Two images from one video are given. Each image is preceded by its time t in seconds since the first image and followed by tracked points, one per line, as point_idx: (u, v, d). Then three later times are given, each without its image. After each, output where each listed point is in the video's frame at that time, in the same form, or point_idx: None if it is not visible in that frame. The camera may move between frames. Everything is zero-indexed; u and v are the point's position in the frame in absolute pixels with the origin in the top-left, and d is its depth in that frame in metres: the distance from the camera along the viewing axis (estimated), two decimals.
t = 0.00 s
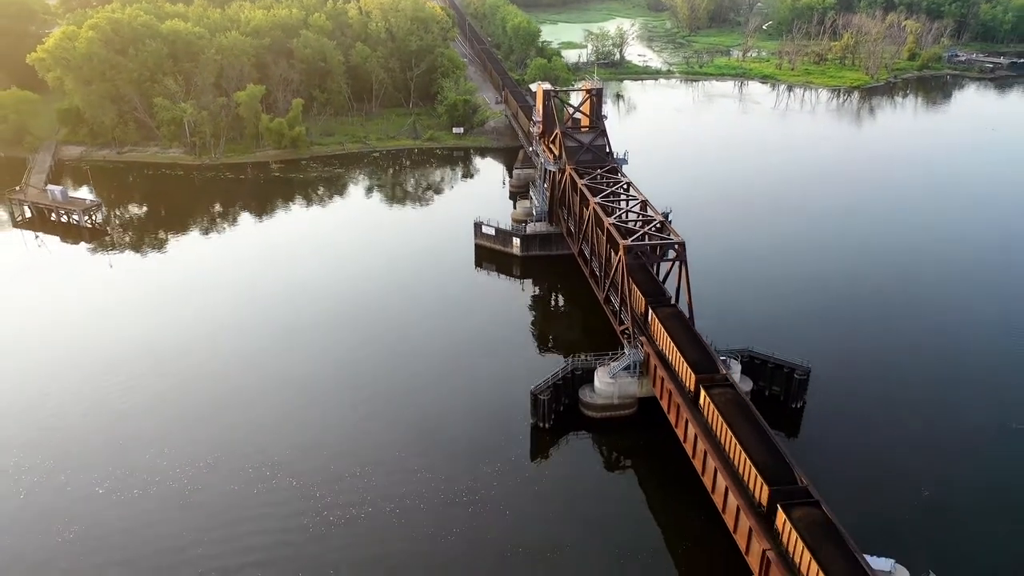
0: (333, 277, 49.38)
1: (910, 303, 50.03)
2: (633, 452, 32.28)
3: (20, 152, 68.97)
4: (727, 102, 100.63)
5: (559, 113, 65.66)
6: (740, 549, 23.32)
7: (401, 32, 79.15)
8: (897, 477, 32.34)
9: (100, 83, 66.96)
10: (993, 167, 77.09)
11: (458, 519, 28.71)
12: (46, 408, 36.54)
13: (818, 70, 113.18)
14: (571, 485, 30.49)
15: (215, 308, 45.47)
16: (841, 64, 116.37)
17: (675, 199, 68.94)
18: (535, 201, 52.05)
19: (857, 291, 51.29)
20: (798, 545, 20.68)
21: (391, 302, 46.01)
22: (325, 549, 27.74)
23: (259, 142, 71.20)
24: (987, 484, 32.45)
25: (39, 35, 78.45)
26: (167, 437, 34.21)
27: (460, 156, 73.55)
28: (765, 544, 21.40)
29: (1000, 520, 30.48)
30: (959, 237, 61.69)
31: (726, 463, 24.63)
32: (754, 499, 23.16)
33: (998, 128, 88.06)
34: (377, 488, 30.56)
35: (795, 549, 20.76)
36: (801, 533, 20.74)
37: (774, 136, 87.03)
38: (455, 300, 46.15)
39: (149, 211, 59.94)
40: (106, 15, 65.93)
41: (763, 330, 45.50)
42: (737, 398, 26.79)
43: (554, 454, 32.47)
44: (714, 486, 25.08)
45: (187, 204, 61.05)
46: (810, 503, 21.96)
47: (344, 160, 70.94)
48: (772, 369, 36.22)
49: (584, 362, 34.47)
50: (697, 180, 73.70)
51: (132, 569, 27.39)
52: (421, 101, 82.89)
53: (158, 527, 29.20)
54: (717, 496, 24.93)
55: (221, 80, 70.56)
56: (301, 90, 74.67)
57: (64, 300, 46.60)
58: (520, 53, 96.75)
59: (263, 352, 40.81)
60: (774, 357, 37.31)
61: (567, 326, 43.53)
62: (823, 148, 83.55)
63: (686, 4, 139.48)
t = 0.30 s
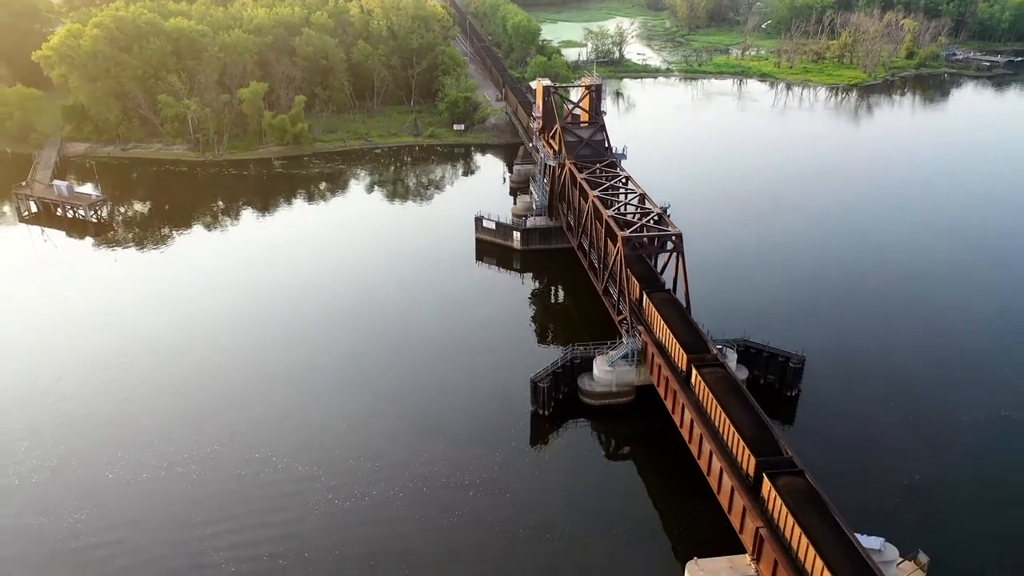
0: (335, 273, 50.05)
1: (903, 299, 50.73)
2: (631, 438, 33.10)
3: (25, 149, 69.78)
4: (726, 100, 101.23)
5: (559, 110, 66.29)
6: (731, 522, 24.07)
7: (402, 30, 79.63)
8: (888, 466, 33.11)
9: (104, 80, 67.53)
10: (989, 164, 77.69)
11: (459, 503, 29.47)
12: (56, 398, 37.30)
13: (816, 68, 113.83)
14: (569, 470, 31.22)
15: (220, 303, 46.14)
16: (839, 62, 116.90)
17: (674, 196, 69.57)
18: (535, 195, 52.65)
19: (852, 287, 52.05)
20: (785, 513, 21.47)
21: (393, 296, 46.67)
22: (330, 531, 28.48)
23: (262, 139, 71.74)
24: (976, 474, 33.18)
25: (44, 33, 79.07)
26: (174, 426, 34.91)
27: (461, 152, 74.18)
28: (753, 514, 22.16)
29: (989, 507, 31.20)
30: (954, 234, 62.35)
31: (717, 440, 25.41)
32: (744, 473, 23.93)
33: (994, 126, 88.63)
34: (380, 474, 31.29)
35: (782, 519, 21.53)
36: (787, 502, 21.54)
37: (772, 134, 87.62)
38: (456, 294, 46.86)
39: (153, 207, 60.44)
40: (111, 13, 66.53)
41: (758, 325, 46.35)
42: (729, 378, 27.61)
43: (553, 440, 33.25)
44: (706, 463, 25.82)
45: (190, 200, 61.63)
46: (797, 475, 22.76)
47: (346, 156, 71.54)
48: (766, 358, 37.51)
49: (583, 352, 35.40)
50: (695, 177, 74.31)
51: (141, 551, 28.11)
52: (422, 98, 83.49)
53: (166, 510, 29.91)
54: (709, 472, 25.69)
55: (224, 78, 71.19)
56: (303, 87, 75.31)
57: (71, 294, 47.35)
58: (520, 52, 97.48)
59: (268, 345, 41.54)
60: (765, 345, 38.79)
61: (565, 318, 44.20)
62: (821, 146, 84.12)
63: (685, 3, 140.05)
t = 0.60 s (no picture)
0: (338, 268, 50.71)
1: (899, 293, 51.42)
2: (628, 426, 33.93)
3: (30, 146, 70.42)
4: (725, 97, 101.82)
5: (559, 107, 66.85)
6: (725, 503, 24.67)
7: (403, 28, 80.11)
8: (881, 454, 33.81)
9: (108, 78, 68.05)
10: (985, 161, 78.30)
11: (462, 487, 30.12)
12: (65, 387, 37.93)
13: (814, 66, 114.45)
14: (569, 457, 31.92)
15: (224, 297, 46.78)
16: (837, 61, 117.46)
17: (673, 193, 70.22)
18: (535, 190, 53.24)
19: (848, 282, 52.76)
20: (775, 489, 22.10)
21: (395, 290, 47.29)
22: (335, 515, 29.11)
23: (264, 135, 72.30)
24: (967, 461, 33.90)
25: (48, 32, 79.57)
26: (182, 415, 35.55)
27: (461, 149, 74.82)
28: (746, 492, 22.79)
29: (980, 491, 31.90)
30: (950, 229, 63.03)
31: (711, 420, 26.17)
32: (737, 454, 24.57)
33: (991, 123, 89.23)
34: (384, 460, 31.93)
35: (771, 493, 22.26)
36: (778, 479, 22.15)
37: (770, 131, 88.21)
38: (457, 288, 47.51)
39: (156, 204, 60.92)
40: (115, 11, 67.01)
41: (754, 318, 47.11)
42: (725, 364, 28.26)
43: (553, 428, 34.00)
44: (701, 447, 26.45)
45: (193, 196, 62.20)
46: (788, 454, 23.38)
47: (348, 153, 72.17)
48: (762, 348, 38.32)
49: (582, 341, 36.06)
50: (694, 174, 74.94)
51: (150, 533, 28.68)
52: (423, 96, 84.11)
53: (175, 494, 30.57)
54: (705, 456, 26.34)
55: (227, 75, 71.79)
56: (305, 85, 75.86)
57: (78, 287, 48.04)
58: (520, 50, 98.13)
59: (273, 337, 42.18)
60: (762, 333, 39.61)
61: (565, 310, 44.89)
62: (818, 143, 84.70)
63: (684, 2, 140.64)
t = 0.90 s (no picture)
0: (340, 263, 51.34)
1: (894, 290, 52.16)
2: (627, 414, 34.58)
3: (35, 142, 71.02)
4: (723, 95, 102.37)
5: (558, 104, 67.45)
6: (720, 485, 25.25)
7: (404, 26, 80.65)
8: (874, 447, 34.60)
9: (112, 75, 68.67)
10: (980, 158, 79.02)
11: (465, 475, 30.75)
12: (74, 380, 38.53)
13: (813, 64, 115.02)
14: (569, 445, 32.54)
15: (229, 291, 47.39)
16: (835, 59, 118.05)
17: (671, 190, 70.88)
18: (535, 185, 53.83)
19: (842, 278, 53.64)
20: (769, 472, 22.65)
21: (398, 285, 47.91)
22: (342, 503, 29.74)
23: (267, 132, 72.91)
24: (955, 452, 34.85)
25: (52, 29, 80.11)
26: (189, 406, 36.16)
27: (462, 147, 75.41)
28: (740, 474, 23.37)
29: (971, 483, 32.66)
30: (945, 227, 63.76)
31: (702, 399, 27.24)
32: (733, 438, 25.13)
33: (987, 121, 89.87)
34: (388, 449, 32.57)
35: (758, 465, 23.32)
36: (764, 451, 23.25)
37: (769, 129, 88.82)
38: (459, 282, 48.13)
39: (159, 200, 61.41)
40: (118, 9, 67.53)
41: (751, 313, 48.00)
42: (721, 352, 28.81)
43: (552, 416, 34.61)
44: (695, 427, 27.34)
45: (197, 192, 62.78)
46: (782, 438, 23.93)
47: (349, 149, 72.79)
48: (758, 338, 39.54)
49: (581, 332, 36.66)
50: (693, 171, 75.55)
51: (161, 521, 29.32)
52: (424, 93, 84.72)
53: (184, 480, 31.42)
54: (701, 440, 26.91)
55: (229, 73, 72.38)
56: (307, 82, 76.42)
57: (85, 281, 48.75)
58: (520, 48, 98.69)
59: (277, 330, 42.81)
60: (758, 323, 40.95)
61: (564, 303, 45.50)
62: (816, 141, 85.29)
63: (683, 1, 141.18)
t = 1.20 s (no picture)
0: (343, 258, 52.04)
1: (889, 284, 52.90)
2: (625, 403, 35.34)
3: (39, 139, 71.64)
4: (722, 93, 102.98)
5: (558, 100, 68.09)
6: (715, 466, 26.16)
7: (406, 24, 81.20)
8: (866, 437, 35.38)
9: (116, 72, 69.27)
10: (977, 155, 79.70)
11: (468, 460, 31.47)
12: (83, 370, 39.23)
13: (811, 62, 115.64)
14: (569, 432, 33.28)
15: (234, 285, 48.05)
16: (833, 57, 118.65)
17: (670, 186, 71.54)
18: (535, 179, 54.50)
19: (838, 273, 54.45)
20: (757, 444, 23.87)
21: (401, 279, 48.61)
22: (346, 487, 30.46)
23: (269, 129, 73.53)
24: (946, 439, 35.71)
25: (55, 27, 80.61)
26: (197, 395, 36.84)
27: (463, 143, 75.95)
28: (733, 455, 24.29)
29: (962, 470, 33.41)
30: (941, 222, 64.47)
31: (694, 378, 28.41)
32: (727, 422, 25.99)
33: (984, 119, 90.54)
34: (393, 436, 33.26)
35: (747, 438, 24.52)
36: (752, 425, 24.43)
37: (767, 126, 89.48)
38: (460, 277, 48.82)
39: (162, 197, 61.92)
40: (122, 7, 68.03)
41: (747, 307, 48.83)
42: (717, 339, 29.60)
43: (552, 404, 35.36)
44: (687, 405, 28.51)
45: (200, 188, 63.38)
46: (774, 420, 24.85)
47: (351, 146, 73.42)
48: (755, 328, 40.62)
49: (580, 322, 37.43)
50: (691, 169, 76.22)
51: (170, 505, 30.00)
52: (425, 91, 85.34)
53: (191, 464, 32.18)
54: (694, 421, 27.92)
55: (232, 70, 72.95)
56: (309, 80, 77.00)
57: (90, 275, 49.41)
58: (520, 46, 99.31)
59: (282, 322, 43.51)
60: (754, 314, 42.10)
61: (564, 295, 46.10)
62: (814, 138, 85.93)
63: None
